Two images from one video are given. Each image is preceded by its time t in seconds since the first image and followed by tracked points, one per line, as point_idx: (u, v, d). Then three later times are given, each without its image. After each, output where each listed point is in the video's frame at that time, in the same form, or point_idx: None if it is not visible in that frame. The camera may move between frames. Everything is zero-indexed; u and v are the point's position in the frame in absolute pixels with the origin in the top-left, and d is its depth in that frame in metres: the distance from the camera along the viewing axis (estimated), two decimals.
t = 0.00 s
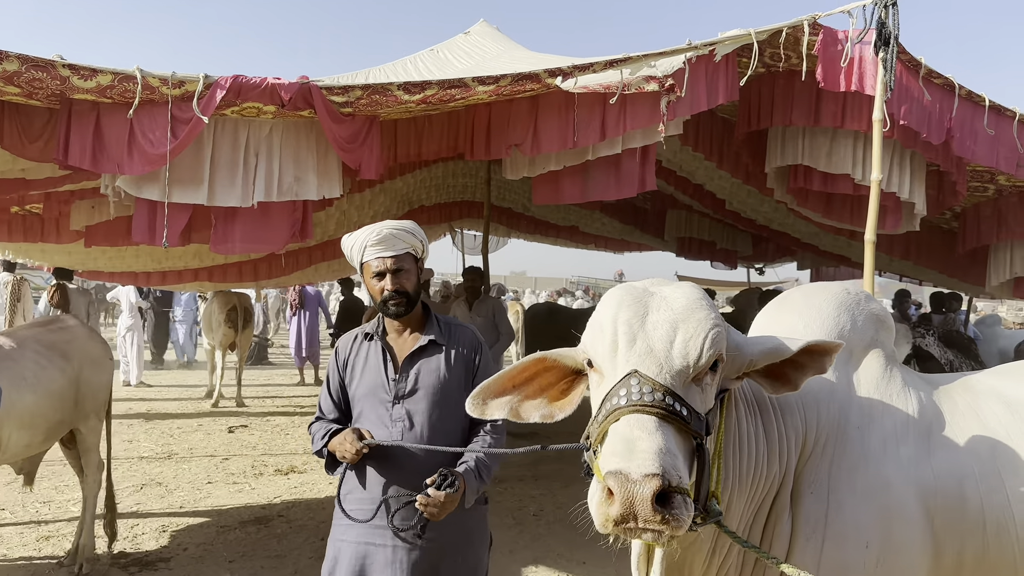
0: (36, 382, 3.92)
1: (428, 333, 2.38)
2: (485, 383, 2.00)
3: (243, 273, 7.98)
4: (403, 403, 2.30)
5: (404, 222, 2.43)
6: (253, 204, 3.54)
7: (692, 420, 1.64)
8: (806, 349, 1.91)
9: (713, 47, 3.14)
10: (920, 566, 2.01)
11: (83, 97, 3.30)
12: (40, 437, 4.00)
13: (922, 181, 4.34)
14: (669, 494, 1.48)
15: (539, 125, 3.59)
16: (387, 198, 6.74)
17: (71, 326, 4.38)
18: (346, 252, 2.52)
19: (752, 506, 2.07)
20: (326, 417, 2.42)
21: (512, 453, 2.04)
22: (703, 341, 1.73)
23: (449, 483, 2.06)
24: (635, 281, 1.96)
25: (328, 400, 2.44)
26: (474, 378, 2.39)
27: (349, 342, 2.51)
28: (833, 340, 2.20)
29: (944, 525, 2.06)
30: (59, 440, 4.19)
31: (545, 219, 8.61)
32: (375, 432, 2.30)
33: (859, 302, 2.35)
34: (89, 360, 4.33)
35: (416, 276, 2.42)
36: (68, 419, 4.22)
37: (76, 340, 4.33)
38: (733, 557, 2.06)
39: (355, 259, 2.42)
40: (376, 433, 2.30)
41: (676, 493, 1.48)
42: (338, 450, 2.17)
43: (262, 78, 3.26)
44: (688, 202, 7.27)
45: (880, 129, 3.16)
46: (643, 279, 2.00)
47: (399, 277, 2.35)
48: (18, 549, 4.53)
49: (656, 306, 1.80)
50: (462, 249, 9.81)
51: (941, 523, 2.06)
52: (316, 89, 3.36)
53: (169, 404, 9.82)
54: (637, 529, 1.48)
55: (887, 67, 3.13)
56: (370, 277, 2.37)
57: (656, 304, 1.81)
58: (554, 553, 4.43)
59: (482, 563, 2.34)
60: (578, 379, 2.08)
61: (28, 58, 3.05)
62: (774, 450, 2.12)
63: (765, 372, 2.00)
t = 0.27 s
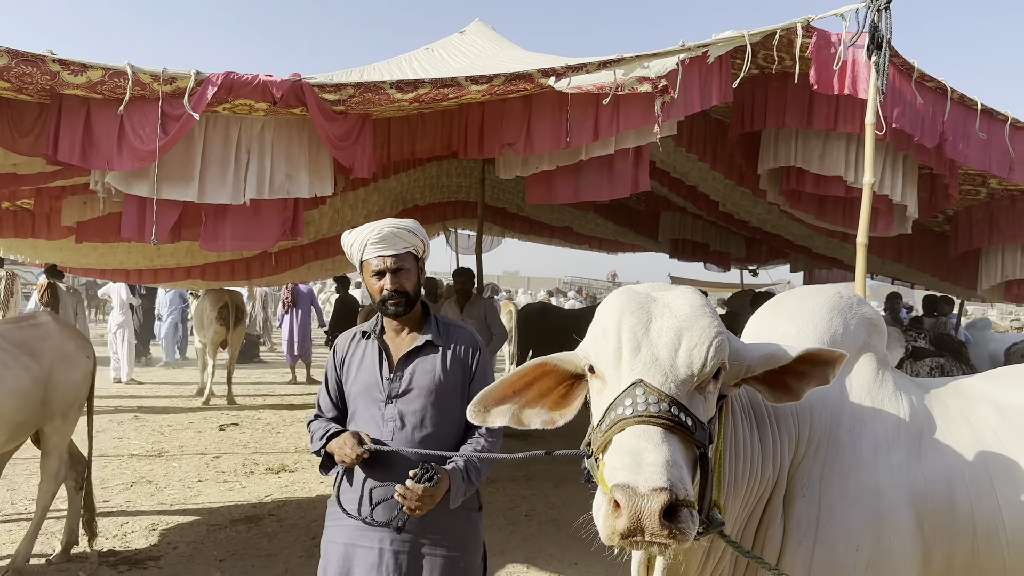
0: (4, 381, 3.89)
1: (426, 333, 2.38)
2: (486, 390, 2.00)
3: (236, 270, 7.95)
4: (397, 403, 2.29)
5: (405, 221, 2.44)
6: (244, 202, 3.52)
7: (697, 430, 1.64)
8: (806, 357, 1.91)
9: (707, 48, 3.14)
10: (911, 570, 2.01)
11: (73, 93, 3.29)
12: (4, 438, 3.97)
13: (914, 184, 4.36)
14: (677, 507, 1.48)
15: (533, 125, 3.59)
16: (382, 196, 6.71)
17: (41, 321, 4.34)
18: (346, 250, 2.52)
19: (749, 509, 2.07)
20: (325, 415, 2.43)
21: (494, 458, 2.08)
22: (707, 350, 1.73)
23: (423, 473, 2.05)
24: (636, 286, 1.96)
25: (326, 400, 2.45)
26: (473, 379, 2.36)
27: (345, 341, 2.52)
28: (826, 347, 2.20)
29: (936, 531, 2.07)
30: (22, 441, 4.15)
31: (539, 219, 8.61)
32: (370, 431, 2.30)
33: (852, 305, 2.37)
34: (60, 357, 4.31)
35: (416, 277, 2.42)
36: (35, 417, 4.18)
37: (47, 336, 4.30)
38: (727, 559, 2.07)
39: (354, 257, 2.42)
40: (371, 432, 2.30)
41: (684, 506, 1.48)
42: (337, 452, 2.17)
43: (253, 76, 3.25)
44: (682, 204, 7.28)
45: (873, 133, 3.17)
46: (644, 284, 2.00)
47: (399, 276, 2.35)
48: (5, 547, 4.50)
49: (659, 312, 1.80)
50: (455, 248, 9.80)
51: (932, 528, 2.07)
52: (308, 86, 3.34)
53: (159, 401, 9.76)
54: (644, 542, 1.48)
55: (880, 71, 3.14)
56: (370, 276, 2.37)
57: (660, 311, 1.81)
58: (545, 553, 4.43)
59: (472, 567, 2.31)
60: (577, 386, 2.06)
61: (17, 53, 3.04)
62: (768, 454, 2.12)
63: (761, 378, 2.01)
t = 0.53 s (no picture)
0: None
1: (431, 334, 2.37)
2: (486, 396, 2.01)
3: (232, 267, 7.94)
4: (400, 402, 2.28)
5: (416, 220, 2.45)
6: (239, 195, 3.52)
7: (703, 429, 1.65)
8: (809, 354, 1.91)
9: (703, 45, 3.14)
10: (909, 568, 2.02)
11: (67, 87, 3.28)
12: None
13: (911, 183, 4.37)
14: (684, 507, 1.49)
15: (529, 121, 3.58)
16: (379, 193, 6.68)
17: (15, 314, 4.28)
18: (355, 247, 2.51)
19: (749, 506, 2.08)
20: (325, 410, 2.42)
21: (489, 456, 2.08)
22: (713, 349, 1.74)
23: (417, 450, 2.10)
24: (642, 283, 1.96)
25: (328, 396, 2.44)
26: (475, 382, 2.36)
27: (348, 338, 2.52)
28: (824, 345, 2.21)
29: (933, 529, 2.07)
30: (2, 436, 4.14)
31: (536, 217, 8.61)
32: (371, 429, 2.29)
33: (850, 304, 2.38)
34: (35, 349, 4.26)
35: (423, 276, 2.42)
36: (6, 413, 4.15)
37: (20, 330, 4.24)
38: (728, 556, 2.07)
39: (362, 253, 2.42)
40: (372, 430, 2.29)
41: (692, 507, 1.48)
42: (338, 453, 2.12)
43: (248, 69, 3.24)
44: (679, 202, 7.29)
45: (869, 131, 3.17)
46: (649, 281, 2.00)
47: (406, 274, 2.35)
48: None
49: (665, 310, 1.80)
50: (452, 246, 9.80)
51: (930, 526, 2.07)
52: (303, 81, 3.35)
53: (154, 398, 9.73)
54: (652, 542, 1.49)
55: (876, 70, 3.15)
56: (377, 273, 2.36)
57: (666, 309, 1.81)
58: (541, 550, 4.43)
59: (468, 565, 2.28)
60: (579, 382, 2.05)
61: (11, 45, 3.03)
62: (769, 452, 2.13)
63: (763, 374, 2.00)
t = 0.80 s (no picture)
0: None
1: (423, 331, 2.36)
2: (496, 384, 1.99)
3: (235, 264, 7.95)
4: (394, 399, 2.26)
5: (410, 216, 2.44)
6: (240, 190, 3.52)
7: (713, 425, 1.65)
8: (819, 350, 1.90)
9: (705, 40, 3.14)
10: (916, 563, 2.02)
11: (69, 80, 3.29)
12: None
13: (915, 179, 4.35)
14: (695, 502, 1.49)
15: (531, 117, 3.58)
16: (380, 190, 6.61)
17: (8, 310, 4.24)
18: (346, 241, 2.50)
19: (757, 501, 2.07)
20: (308, 410, 2.39)
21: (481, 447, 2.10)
22: (724, 345, 1.73)
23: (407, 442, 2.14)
24: (652, 279, 1.96)
25: (311, 396, 2.41)
26: (467, 377, 2.37)
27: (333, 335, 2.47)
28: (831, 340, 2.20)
29: (940, 524, 2.07)
30: None
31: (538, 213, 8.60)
32: (363, 427, 2.26)
33: (856, 300, 2.37)
34: (30, 346, 4.22)
35: (415, 273, 2.39)
36: None
37: (14, 327, 4.22)
38: (734, 551, 2.07)
39: (354, 247, 2.40)
40: (365, 429, 2.26)
41: (703, 502, 1.48)
42: (332, 456, 2.12)
43: (249, 62, 3.25)
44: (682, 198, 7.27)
45: (873, 126, 3.16)
46: (659, 276, 1.99)
47: (399, 269, 2.33)
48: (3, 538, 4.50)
49: (675, 306, 1.80)
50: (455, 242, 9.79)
51: (936, 521, 2.07)
52: (305, 74, 3.34)
53: (157, 394, 9.76)
54: (663, 536, 1.49)
55: (880, 65, 3.14)
56: (369, 266, 2.34)
57: (677, 305, 1.80)
58: (543, 546, 4.44)
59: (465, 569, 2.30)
60: (587, 377, 2.04)
61: (13, 38, 3.05)
62: (776, 447, 2.12)
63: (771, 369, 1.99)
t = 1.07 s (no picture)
0: None
1: (403, 330, 2.34)
2: (513, 387, 2.01)
3: (245, 262, 7.99)
4: (382, 398, 2.23)
5: (383, 213, 2.41)
6: (248, 187, 3.53)
7: (728, 421, 1.65)
8: (831, 345, 1.89)
9: (714, 35, 3.11)
10: (927, 558, 2.01)
11: (79, 79, 3.32)
12: None
13: (926, 173, 4.32)
14: (712, 499, 1.48)
15: (539, 113, 3.57)
16: (390, 186, 6.72)
17: (15, 306, 4.29)
18: (317, 241, 2.45)
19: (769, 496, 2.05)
20: (281, 415, 2.32)
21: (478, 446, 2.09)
22: (738, 342, 1.73)
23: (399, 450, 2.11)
24: (665, 275, 1.95)
25: (285, 399, 2.32)
26: (448, 372, 2.41)
27: (311, 333, 2.38)
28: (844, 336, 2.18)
29: (951, 519, 2.08)
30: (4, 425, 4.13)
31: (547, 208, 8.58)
32: (348, 429, 2.20)
33: (868, 296, 2.35)
34: (37, 341, 4.26)
35: (391, 269, 2.36)
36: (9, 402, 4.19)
37: (21, 322, 4.25)
38: (746, 548, 2.05)
39: (327, 246, 2.36)
40: (350, 430, 2.19)
41: (719, 499, 1.47)
42: (327, 461, 2.04)
43: (257, 60, 3.25)
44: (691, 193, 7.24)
45: (883, 121, 3.14)
46: (674, 273, 1.99)
47: (375, 267, 2.29)
48: (19, 534, 4.55)
49: (690, 302, 1.79)
50: (463, 238, 9.80)
51: (947, 516, 2.08)
52: (312, 71, 3.34)
53: (169, 391, 9.83)
54: (680, 533, 1.48)
55: (890, 60, 3.11)
56: (344, 266, 2.31)
57: (691, 301, 1.79)
58: (554, 542, 4.45)
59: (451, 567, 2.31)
60: (602, 373, 2.04)
61: (23, 36, 3.07)
62: (788, 443, 2.10)
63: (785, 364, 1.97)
